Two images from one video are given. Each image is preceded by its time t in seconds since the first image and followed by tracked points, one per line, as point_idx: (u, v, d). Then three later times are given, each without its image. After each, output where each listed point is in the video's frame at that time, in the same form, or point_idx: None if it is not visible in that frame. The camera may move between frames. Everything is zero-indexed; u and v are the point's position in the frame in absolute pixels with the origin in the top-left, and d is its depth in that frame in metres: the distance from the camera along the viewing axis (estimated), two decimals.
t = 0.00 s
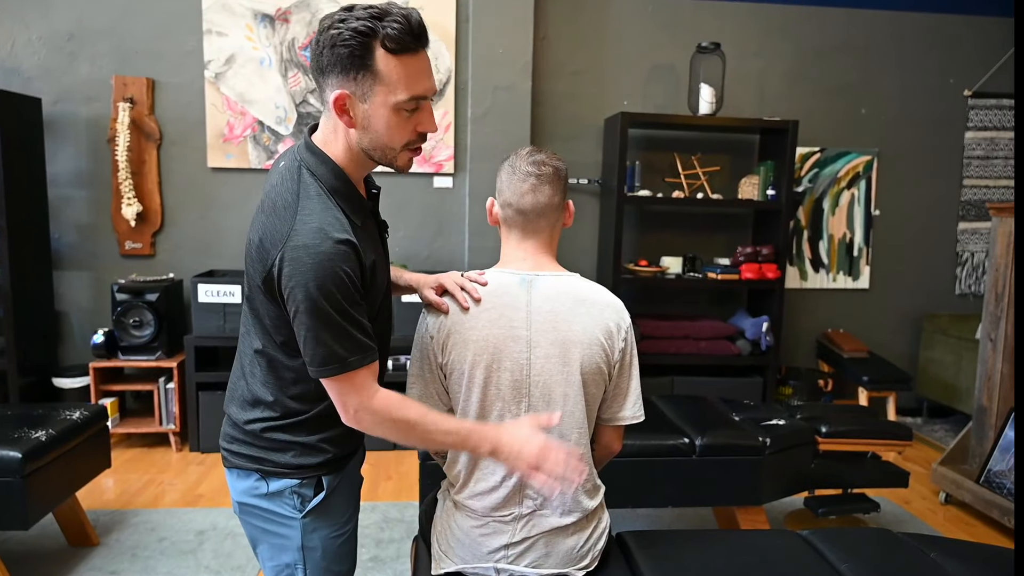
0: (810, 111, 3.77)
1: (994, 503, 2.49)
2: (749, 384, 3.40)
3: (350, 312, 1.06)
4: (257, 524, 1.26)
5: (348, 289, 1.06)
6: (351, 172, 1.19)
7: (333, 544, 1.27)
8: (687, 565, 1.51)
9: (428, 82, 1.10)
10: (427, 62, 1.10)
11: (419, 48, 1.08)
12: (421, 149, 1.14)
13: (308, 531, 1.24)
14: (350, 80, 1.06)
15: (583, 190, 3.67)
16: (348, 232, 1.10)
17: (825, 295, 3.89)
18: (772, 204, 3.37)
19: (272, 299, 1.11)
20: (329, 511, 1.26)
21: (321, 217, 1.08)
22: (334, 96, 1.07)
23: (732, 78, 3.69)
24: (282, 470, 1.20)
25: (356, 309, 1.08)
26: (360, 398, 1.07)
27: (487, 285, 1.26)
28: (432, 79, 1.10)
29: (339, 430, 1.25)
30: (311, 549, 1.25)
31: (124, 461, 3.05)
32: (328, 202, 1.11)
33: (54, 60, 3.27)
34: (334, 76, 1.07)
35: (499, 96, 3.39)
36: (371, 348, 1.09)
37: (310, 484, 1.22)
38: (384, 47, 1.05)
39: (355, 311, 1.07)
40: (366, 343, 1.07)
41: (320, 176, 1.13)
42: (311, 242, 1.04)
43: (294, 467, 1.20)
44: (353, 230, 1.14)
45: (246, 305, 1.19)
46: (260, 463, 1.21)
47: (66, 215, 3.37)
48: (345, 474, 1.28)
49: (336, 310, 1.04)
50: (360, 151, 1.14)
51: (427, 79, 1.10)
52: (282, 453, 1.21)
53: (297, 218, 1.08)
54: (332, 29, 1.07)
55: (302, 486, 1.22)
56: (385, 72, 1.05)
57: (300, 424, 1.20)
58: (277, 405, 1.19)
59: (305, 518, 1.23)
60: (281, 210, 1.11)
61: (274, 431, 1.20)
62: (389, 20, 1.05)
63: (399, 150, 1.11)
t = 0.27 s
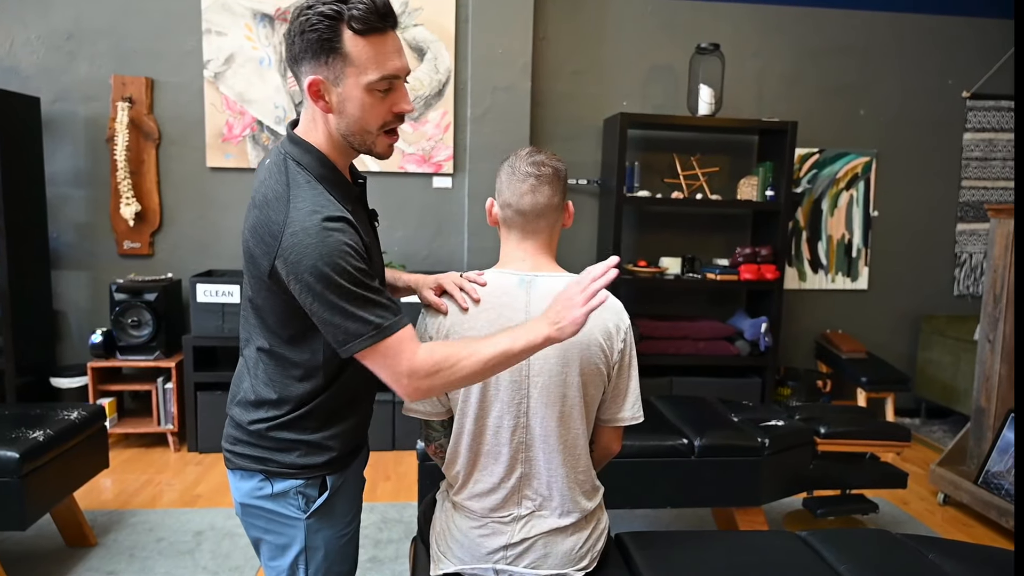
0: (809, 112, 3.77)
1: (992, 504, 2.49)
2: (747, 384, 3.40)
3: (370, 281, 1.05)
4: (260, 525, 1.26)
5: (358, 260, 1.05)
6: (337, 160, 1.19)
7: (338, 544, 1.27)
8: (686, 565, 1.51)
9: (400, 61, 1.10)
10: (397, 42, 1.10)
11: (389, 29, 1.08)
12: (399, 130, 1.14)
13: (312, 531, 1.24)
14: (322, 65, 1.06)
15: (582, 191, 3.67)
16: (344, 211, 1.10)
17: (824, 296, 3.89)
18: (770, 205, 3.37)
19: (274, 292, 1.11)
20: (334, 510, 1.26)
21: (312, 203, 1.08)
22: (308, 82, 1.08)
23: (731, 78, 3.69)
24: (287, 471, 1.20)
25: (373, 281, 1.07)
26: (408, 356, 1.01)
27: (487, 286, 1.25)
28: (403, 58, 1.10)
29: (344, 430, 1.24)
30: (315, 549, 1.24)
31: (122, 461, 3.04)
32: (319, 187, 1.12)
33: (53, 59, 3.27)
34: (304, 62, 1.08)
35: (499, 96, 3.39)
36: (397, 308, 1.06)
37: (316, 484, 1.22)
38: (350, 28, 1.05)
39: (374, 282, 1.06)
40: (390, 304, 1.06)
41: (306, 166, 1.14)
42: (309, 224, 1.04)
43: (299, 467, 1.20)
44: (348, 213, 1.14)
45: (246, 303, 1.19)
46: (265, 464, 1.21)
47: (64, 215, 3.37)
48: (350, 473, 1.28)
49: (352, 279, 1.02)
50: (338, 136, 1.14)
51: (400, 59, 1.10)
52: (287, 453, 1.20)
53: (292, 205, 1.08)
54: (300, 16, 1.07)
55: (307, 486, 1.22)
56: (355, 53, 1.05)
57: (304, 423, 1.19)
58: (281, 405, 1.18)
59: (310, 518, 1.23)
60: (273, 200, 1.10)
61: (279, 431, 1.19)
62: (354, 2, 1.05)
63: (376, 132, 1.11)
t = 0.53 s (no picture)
0: (807, 113, 3.78)
1: (989, 505, 2.49)
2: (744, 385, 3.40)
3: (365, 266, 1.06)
4: (257, 524, 1.25)
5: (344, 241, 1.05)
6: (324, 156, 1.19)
7: (334, 544, 1.26)
8: (683, 566, 1.51)
9: (377, 54, 1.10)
10: (374, 35, 1.10)
11: (365, 22, 1.09)
12: (380, 123, 1.14)
13: (308, 531, 1.23)
14: (299, 59, 1.07)
15: (580, 191, 3.67)
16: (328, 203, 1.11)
17: (821, 297, 3.90)
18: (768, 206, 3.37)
19: (263, 288, 1.11)
20: (330, 510, 1.25)
21: (293, 196, 1.09)
22: (286, 77, 1.09)
23: (729, 80, 3.69)
24: (283, 469, 1.20)
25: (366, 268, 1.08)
26: (415, 343, 1.03)
27: (483, 287, 1.25)
28: (380, 51, 1.11)
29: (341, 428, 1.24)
30: (311, 549, 1.24)
31: (118, 461, 3.04)
32: (302, 182, 1.12)
33: (50, 58, 3.26)
34: (283, 58, 1.09)
35: (497, 97, 3.39)
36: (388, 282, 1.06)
37: (312, 483, 1.22)
38: (325, 22, 1.05)
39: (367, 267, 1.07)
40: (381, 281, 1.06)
41: (286, 160, 1.14)
42: (291, 217, 1.05)
43: (295, 466, 1.19)
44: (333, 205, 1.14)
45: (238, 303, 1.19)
46: (262, 463, 1.20)
47: (61, 214, 3.36)
48: (347, 472, 1.28)
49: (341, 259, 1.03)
50: (320, 130, 1.14)
51: (378, 52, 1.10)
52: (283, 452, 1.20)
53: (276, 200, 1.08)
54: (278, 12, 1.08)
55: (303, 485, 1.21)
56: (331, 47, 1.06)
57: (300, 422, 1.19)
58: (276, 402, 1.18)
59: (306, 517, 1.22)
60: (256, 198, 1.10)
61: (275, 430, 1.19)
62: None
63: (356, 125, 1.11)
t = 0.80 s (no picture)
0: (806, 114, 3.78)
1: (987, 506, 2.49)
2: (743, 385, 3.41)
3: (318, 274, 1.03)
4: (247, 520, 1.26)
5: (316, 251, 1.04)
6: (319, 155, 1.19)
7: (321, 544, 1.25)
8: (681, 566, 1.51)
9: (369, 51, 1.10)
10: (367, 32, 1.10)
11: (357, 19, 1.09)
12: (372, 119, 1.13)
13: (294, 530, 1.22)
14: (292, 55, 1.07)
15: (579, 192, 3.67)
16: (308, 203, 1.09)
17: (820, 298, 3.90)
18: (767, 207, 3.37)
19: (244, 281, 1.12)
20: (317, 509, 1.24)
21: (282, 191, 1.09)
22: (280, 73, 1.09)
23: (728, 80, 3.70)
24: (270, 467, 1.19)
25: (325, 275, 1.04)
26: (340, 366, 0.98)
27: (481, 287, 1.25)
28: (372, 47, 1.10)
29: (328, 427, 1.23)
30: (296, 548, 1.23)
31: (116, 461, 3.03)
32: (289, 179, 1.12)
33: (48, 57, 3.26)
34: (278, 54, 1.09)
35: (496, 97, 3.39)
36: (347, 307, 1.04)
37: (298, 482, 1.21)
38: (317, 18, 1.05)
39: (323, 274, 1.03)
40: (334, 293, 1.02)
41: (281, 155, 1.14)
42: (274, 210, 1.05)
43: (280, 464, 1.19)
44: (319, 205, 1.13)
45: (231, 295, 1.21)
46: (250, 459, 1.20)
47: (59, 214, 3.36)
48: (336, 472, 1.27)
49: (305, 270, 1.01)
50: (314, 127, 1.14)
51: (370, 48, 1.10)
52: (270, 449, 1.20)
53: (259, 194, 1.09)
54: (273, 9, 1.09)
55: (289, 483, 1.20)
56: (322, 42, 1.05)
57: (287, 420, 1.18)
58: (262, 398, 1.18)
59: (291, 516, 1.21)
60: (245, 191, 1.12)
61: (262, 427, 1.19)
62: None
63: (346, 121, 1.10)
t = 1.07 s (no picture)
0: (803, 114, 3.78)
1: (984, 506, 2.50)
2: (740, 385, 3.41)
3: (239, 267, 0.99)
4: (235, 518, 1.26)
5: (255, 253, 1.01)
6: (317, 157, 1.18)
7: (306, 543, 1.25)
8: (676, 566, 1.51)
9: (361, 47, 1.09)
10: (363, 30, 1.10)
11: (353, 17, 1.10)
12: (360, 117, 1.12)
13: (279, 528, 1.22)
14: (288, 49, 1.10)
15: (577, 191, 3.67)
16: (273, 196, 1.06)
17: (817, 298, 3.90)
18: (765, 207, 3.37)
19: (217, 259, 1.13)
20: (302, 508, 1.24)
21: (256, 181, 1.07)
22: (279, 67, 1.12)
23: (726, 80, 3.70)
24: (254, 464, 1.19)
25: (252, 269, 1.01)
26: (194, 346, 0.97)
27: (479, 286, 1.26)
28: (365, 45, 1.10)
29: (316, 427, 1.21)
30: (281, 547, 1.23)
31: (113, 460, 3.03)
32: (272, 170, 1.10)
33: (46, 56, 3.25)
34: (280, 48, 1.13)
35: (493, 96, 3.39)
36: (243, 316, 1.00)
37: (282, 480, 1.21)
38: (313, 13, 1.08)
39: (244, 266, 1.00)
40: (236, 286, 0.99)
41: (277, 149, 1.14)
42: (230, 198, 1.03)
43: (263, 461, 1.19)
44: (293, 201, 1.10)
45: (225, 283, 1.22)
46: (236, 455, 1.20)
47: (57, 213, 3.35)
48: (324, 472, 1.26)
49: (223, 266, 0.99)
50: (305, 121, 1.14)
51: (363, 46, 1.09)
52: (255, 446, 1.19)
53: (235, 179, 1.08)
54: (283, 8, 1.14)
55: (273, 482, 1.20)
56: (314, 34, 1.07)
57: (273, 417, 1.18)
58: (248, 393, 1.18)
59: (276, 514, 1.22)
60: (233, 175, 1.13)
61: (247, 422, 1.19)
62: None
63: (330, 115, 1.10)
